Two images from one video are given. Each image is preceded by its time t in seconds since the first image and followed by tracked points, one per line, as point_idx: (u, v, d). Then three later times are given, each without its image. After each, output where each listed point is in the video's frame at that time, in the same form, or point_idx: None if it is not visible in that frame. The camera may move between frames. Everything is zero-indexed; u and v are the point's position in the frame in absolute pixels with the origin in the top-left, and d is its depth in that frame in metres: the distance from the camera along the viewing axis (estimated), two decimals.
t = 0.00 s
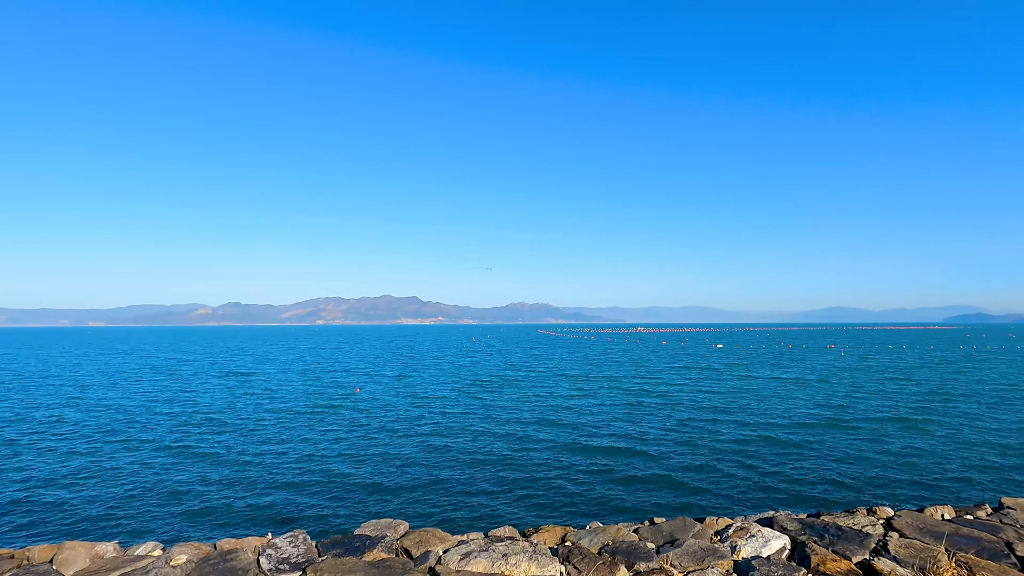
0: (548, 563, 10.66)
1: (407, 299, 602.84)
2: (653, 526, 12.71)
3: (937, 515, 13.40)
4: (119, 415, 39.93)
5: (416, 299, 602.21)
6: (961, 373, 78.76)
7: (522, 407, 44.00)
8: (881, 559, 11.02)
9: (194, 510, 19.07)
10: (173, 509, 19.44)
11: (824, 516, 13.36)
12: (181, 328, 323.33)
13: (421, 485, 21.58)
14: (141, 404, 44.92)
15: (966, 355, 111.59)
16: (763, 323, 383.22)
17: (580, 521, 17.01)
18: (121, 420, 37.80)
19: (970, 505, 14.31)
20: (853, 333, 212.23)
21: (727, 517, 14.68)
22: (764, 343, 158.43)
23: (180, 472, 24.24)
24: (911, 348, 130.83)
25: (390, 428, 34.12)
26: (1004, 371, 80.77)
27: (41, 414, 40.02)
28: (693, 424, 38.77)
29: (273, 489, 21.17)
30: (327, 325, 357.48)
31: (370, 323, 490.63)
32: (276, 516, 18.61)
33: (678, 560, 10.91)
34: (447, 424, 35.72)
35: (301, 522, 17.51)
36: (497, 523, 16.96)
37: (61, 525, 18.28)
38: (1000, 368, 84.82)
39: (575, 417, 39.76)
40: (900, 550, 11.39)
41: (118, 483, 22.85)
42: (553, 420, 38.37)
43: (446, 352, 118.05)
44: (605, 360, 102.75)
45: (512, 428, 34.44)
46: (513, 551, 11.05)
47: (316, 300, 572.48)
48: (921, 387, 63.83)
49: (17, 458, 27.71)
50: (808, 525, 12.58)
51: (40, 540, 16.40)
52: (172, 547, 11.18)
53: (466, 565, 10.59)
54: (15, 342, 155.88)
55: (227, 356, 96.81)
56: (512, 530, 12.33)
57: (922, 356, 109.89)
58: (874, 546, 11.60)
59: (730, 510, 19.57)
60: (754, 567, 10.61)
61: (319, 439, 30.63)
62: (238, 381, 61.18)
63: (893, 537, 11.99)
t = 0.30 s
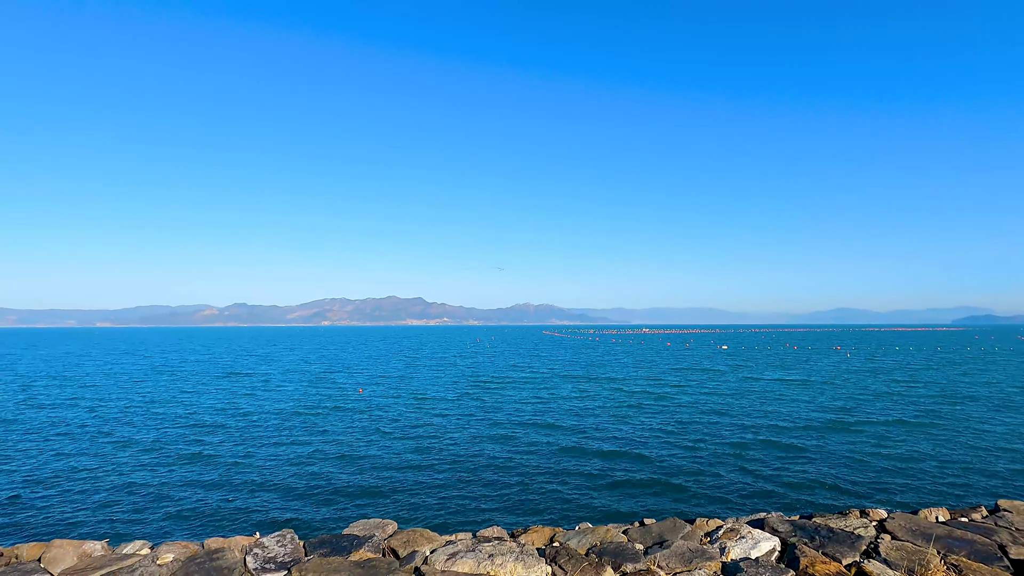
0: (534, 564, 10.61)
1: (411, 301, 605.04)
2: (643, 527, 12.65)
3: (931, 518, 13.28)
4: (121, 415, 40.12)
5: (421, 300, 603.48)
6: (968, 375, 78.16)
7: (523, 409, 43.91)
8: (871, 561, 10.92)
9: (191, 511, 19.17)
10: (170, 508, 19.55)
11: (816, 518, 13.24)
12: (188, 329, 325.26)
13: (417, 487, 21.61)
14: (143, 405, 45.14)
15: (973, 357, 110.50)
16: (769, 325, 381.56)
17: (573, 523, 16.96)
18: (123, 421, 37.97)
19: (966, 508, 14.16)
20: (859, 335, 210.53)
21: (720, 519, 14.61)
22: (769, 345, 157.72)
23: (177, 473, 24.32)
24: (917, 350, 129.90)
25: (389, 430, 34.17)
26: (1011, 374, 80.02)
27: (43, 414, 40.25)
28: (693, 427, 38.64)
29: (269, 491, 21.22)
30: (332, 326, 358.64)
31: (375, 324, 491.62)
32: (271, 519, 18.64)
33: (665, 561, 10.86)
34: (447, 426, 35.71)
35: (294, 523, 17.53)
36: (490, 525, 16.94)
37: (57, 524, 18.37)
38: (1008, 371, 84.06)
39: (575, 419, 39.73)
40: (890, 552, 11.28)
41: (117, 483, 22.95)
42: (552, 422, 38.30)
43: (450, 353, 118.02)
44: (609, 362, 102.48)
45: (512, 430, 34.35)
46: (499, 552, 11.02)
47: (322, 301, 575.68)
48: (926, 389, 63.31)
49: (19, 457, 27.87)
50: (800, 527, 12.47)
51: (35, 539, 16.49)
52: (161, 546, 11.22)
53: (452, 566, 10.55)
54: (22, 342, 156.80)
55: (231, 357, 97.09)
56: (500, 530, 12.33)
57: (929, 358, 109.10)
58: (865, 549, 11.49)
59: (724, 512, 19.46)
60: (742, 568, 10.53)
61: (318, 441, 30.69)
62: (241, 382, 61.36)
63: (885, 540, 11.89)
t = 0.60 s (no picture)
0: (526, 568, 10.52)
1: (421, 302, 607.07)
2: (639, 532, 12.51)
3: (935, 523, 13.01)
4: (130, 417, 40.56)
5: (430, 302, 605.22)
6: (982, 378, 76.91)
7: (528, 411, 43.63)
8: (871, 568, 10.70)
9: (192, 513, 19.28)
10: (171, 510, 19.66)
11: (816, 523, 13.03)
12: (200, 330, 328.66)
13: (417, 489, 21.61)
14: (152, 406, 45.59)
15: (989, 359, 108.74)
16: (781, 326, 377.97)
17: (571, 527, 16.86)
18: (132, 422, 38.40)
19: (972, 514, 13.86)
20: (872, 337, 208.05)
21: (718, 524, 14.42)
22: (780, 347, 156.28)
23: (182, 475, 24.50)
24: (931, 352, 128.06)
25: (394, 433, 34.24)
26: None
27: (54, 414, 40.77)
28: (699, 430, 38.37)
29: (270, 493, 21.32)
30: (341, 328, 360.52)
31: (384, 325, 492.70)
32: (272, 524, 18.67)
33: (659, 567, 10.72)
34: (451, 429, 35.72)
35: (294, 525, 17.59)
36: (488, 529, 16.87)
37: (61, 526, 18.54)
38: None
39: (580, 422, 39.57)
40: (891, 559, 11.06)
41: (121, 484, 23.16)
42: (557, 425, 38.18)
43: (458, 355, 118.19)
44: (617, 363, 102.15)
45: (517, 434, 34.16)
46: (491, 556, 10.93)
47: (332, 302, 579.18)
48: (939, 392, 62.38)
49: (28, 458, 28.26)
50: (799, 533, 12.26)
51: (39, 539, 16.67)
52: (154, 548, 11.26)
53: (443, 570, 10.49)
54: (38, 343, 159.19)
55: (241, 358, 97.98)
56: (494, 534, 12.26)
57: (943, 360, 107.49)
58: (865, 555, 11.27)
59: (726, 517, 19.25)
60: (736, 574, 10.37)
61: (322, 443, 30.81)
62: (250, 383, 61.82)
63: (886, 546, 11.64)
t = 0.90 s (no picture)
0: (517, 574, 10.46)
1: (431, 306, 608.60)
2: (634, 538, 12.38)
3: (937, 532, 12.75)
4: (140, 419, 40.98)
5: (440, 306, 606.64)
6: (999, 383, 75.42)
7: (534, 416, 43.37)
8: None
9: (193, 516, 19.41)
10: (173, 513, 19.82)
11: (815, 531, 12.82)
12: (212, 333, 332.07)
13: (417, 495, 21.60)
14: (161, 409, 46.03)
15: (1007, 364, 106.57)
16: (793, 329, 373.88)
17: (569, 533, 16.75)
18: (140, 425, 38.76)
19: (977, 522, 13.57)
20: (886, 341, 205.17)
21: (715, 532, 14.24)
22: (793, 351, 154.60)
23: (186, 478, 24.70)
24: (947, 356, 125.90)
25: (398, 437, 34.26)
26: None
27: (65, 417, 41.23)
28: (705, 436, 38.01)
29: (271, 497, 21.41)
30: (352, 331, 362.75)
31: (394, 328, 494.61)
32: (272, 527, 18.76)
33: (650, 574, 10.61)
34: (455, 433, 35.66)
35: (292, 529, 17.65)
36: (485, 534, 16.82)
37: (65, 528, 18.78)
38: None
39: (585, 428, 39.37)
40: (889, 569, 10.83)
41: (127, 487, 23.42)
42: (562, 430, 37.99)
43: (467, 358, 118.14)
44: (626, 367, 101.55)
45: (521, 439, 33.97)
46: (482, 561, 10.87)
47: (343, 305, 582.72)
48: (954, 398, 61.28)
49: (37, 460, 28.61)
50: (795, 540, 12.09)
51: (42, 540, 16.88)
52: (147, 551, 11.33)
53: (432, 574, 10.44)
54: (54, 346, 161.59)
55: (252, 361, 98.67)
56: (487, 539, 12.23)
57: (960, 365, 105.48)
58: (863, 564, 11.06)
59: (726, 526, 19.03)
60: None
61: (325, 448, 30.90)
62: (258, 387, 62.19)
63: (885, 555, 11.42)
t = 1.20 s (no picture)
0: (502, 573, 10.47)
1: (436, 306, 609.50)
2: (622, 539, 12.37)
3: (929, 534, 12.67)
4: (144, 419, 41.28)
5: (446, 306, 607.39)
6: (1008, 385, 74.62)
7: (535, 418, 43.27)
8: None
9: (190, 517, 19.54)
10: (171, 513, 19.96)
11: (805, 533, 12.76)
12: (220, 333, 334.30)
13: (413, 495, 21.66)
14: (165, 409, 46.33)
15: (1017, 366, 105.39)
16: (801, 330, 371.52)
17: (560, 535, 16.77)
18: (143, 425, 39.04)
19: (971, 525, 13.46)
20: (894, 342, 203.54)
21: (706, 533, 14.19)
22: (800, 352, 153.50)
23: (186, 477, 24.88)
24: (957, 358, 124.59)
25: (398, 438, 34.38)
26: None
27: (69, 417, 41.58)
28: (706, 439, 37.89)
29: (268, 497, 21.54)
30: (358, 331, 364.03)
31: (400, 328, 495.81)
32: (268, 527, 18.87)
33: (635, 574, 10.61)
34: (455, 435, 35.74)
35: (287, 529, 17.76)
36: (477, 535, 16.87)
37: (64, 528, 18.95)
38: None
39: (586, 429, 39.36)
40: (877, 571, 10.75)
41: (127, 486, 23.63)
42: (562, 432, 38.00)
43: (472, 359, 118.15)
44: (630, 368, 101.35)
45: (520, 441, 33.96)
46: (468, 561, 10.88)
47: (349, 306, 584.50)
48: (960, 400, 60.64)
49: (41, 460, 28.90)
50: (785, 542, 12.03)
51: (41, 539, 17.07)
52: (138, 550, 11.40)
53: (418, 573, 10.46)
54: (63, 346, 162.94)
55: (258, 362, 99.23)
56: (476, 539, 12.26)
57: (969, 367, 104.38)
58: (850, 566, 11.00)
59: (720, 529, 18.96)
60: None
61: (326, 448, 31.04)
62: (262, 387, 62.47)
63: (874, 557, 11.35)
